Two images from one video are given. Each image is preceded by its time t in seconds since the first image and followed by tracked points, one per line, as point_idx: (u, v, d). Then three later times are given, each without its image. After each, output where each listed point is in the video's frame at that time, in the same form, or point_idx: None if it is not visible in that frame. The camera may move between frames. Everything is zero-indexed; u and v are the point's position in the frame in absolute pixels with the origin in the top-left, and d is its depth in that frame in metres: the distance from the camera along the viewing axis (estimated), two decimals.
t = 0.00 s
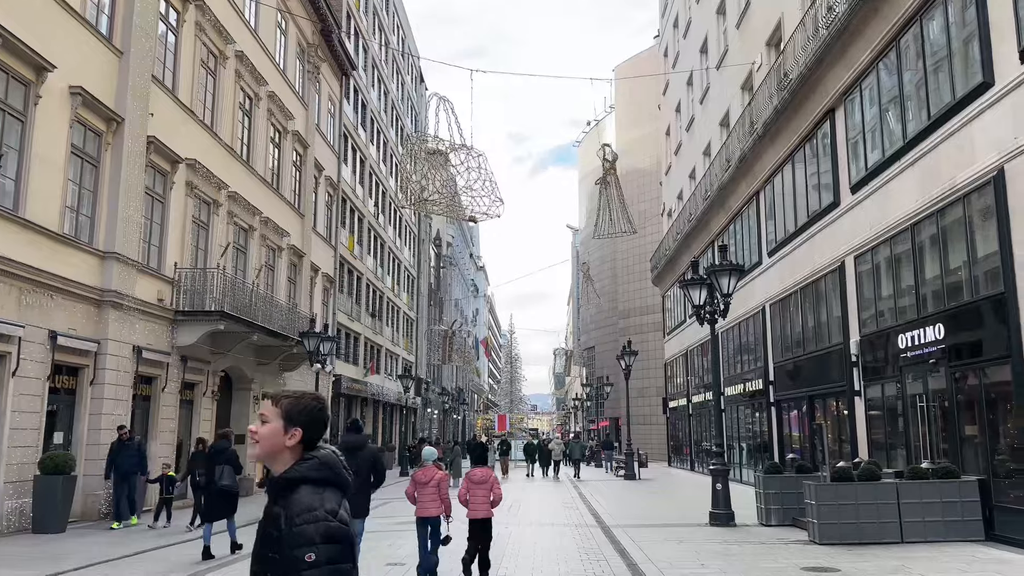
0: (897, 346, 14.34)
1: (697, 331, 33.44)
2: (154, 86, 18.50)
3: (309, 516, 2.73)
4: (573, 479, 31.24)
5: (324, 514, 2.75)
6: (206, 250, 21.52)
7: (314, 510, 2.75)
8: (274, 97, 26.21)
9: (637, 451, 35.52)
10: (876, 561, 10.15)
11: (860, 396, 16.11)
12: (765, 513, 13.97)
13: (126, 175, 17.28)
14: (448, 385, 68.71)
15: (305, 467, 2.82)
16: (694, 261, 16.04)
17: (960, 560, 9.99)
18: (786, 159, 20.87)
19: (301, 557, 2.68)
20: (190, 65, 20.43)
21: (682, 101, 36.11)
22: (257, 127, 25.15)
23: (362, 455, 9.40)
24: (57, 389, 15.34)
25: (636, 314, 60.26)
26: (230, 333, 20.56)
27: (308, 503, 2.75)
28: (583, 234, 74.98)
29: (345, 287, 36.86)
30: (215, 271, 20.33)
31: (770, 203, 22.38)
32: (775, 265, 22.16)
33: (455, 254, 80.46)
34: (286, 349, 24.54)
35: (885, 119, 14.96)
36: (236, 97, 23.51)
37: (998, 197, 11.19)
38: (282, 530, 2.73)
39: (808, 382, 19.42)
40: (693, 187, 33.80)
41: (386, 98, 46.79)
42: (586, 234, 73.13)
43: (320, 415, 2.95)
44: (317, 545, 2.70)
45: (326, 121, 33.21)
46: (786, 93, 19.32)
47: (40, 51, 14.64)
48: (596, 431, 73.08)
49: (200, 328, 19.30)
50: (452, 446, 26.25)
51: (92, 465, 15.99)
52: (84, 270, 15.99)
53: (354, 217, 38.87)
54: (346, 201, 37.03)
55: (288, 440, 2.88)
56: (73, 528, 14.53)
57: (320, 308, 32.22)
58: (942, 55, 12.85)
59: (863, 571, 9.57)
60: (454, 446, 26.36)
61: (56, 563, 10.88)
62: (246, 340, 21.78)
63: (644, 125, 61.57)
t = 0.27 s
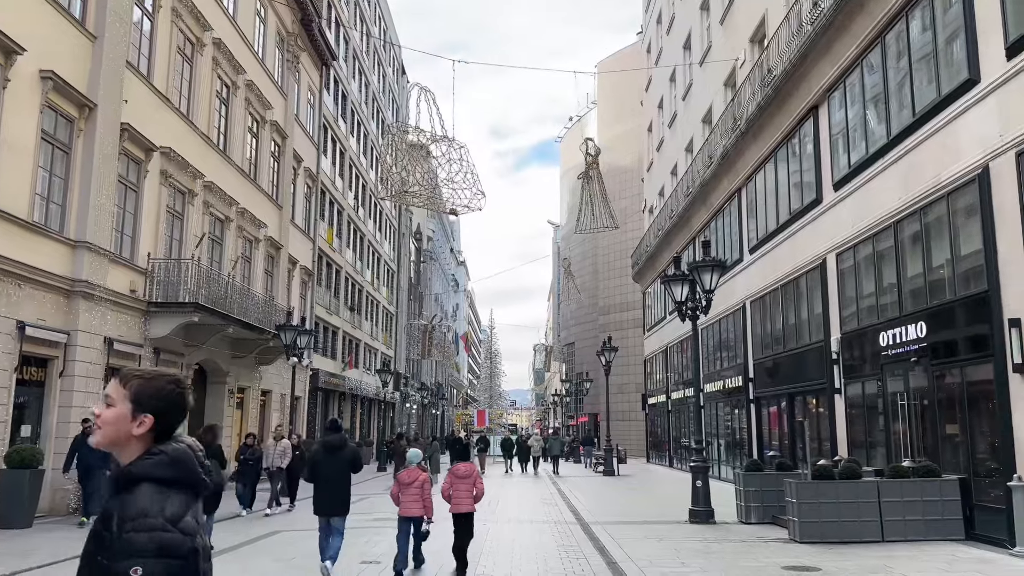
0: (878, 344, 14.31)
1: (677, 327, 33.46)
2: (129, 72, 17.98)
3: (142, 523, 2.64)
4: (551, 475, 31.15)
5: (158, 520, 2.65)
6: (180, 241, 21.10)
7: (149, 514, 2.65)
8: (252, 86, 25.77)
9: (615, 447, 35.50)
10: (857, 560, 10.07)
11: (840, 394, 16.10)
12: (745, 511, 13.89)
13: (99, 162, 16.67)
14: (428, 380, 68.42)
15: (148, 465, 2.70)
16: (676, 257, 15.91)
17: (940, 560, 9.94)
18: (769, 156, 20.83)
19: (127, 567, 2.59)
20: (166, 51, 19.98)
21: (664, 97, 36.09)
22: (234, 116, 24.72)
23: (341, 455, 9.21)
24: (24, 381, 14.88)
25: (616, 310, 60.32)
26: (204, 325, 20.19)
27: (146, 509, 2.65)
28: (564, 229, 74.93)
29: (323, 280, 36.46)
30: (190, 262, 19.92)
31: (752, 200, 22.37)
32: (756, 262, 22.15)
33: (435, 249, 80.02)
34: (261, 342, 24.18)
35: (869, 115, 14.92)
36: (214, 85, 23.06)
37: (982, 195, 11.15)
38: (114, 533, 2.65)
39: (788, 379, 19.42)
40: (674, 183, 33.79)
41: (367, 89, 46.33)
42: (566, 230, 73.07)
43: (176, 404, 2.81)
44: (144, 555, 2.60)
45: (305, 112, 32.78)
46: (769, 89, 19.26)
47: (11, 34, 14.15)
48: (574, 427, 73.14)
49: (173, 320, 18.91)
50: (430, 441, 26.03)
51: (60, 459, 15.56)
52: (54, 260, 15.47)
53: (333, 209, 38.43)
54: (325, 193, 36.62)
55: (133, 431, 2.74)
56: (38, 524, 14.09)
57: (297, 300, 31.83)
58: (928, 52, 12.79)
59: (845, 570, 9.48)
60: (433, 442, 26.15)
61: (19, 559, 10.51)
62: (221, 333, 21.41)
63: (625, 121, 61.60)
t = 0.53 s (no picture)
0: (867, 338, 14.24)
1: (663, 323, 33.39)
2: (109, 58, 17.50)
3: None
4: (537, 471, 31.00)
5: None
6: (162, 231, 20.73)
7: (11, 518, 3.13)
8: (237, 75, 25.37)
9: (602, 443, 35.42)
10: (850, 557, 9.94)
11: (828, 389, 16.04)
12: (733, 507, 13.78)
13: (79, 149, 16.21)
14: (413, 375, 68.13)
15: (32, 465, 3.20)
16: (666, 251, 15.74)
17: (932, 556, 9.84)
18: (759, 151, 20.73)
19: None
20: (148, 37, 19.57)
21: (653, 92, 35.97)
22: (218, 106, 24.33)
23: (329, 445, 9.60)
24: None
25: (603, 306, 60.28)
26: (186, 317, 19.88)
27: None
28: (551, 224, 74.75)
29: (308, 273, 36.08)
30: (172, 252, 19.54)
31: (740, 195, 22.29)
32: (744, 258, 22.07)
33: (422, 244, 79.57)
34: (245, 335, 23.86)
35: (860, 109, 14.81)
36: (197, 73, 22.65)
37: (975, 189, 11.05)
38: None
39: (776, 375, 19.35)
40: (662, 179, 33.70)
41: (354, 81, 45.92)
42: (553, 225, 72.91)
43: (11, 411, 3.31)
44: None
45: (290, 103, 32.38)
46: (759, 83, 19.14)
47: None
48: (560, 423, 73.04)
49: (153, 312, 18.58)
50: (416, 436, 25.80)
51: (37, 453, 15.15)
52: (32, 249, 15.01)
53: (318, 202, 38.02)
54: (310, 186, 36.23)
55: None
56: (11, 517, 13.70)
57: (282, 294, 31.47)
58: (921, 44, 12.70)
59: (836, 567, 9.35)
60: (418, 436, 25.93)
61: None
62: (203, 325, 21.09)
63: (613, 117, 61.51)
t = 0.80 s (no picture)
0: (863, 335, 14.10)
1: (655, 319, 33.25)
2: (94, 48, 17.11)
3: None
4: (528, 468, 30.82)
5: None
6: (148, 226, 20.40)
7: None
8: (225, 68, 25.02)
9: (593, 440, 35.27)
10: (848, 558, 9.77)
11: (823, 386, 15.89)
12: (728, 505, 13.61)
13: (63, 141, 15.85)
14: (404, 372, 67.81)
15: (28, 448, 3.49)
16: (660, 246, 15.55)
17: (930, 556, 9.69)
18: (753, 146, 20.57)
19: None
20: (134, 28, 19.21)
21: (645, 88, 35.78)
22: (206, 99, 23.99)
23: (327, 447, 9.57)
24: None
25: (595, 303, 60.14)
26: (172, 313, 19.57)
27: None
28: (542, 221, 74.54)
29: (298, 269, 35.75)
30: (158, 247, 19.21)
31: (734, 191, 22.12)
32: (738, 254, 21.94)
33: (413, 240, 79.26)
34: (233, 331, 23.55)
35: (857, 103, 14.65)
36: (184, 65, 22.30)
37: (975, 184, 10.90)
38: None
39: (770, 372, 19.21)
40: (654, 175, 33.53)
41: (344, 76, 45.55)
42: (545, 222, 72.70)
43: None
44: None
45: (280, 97, 32.04)
46: (754, 78, 18.97)
47: None
48: (552, 419, 72.96)
49: (139, 308, 18.25)
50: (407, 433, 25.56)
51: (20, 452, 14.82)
52: (14, 243, 14.64)
53: (308, 197, 37.68)
54: (300, 180, 35.89)
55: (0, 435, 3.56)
56: None
57: (271, 289, 31.15)
58: (919, 38, 12.53)
59: (835, 568, 9.19)
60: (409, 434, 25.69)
61: None
62: (190, 321, 20.78)
63: (605, 113, 61.34)
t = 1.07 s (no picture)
0: (861, 331, 13.95)
1: (649, 316, 33.10)
2: (79, 38, 16.74)
3: None
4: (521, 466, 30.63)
5: None
6: (136, 220, 20.10)
7: None
8: (215, 61, 24.72)
9: (587, 437, 35.13)
10: (847, 557, 9.60)
11: (819, 383, 15.74)
12: (724, 504, 13.45)
13: (48, 133, 15.49)
14: (397, 369, 67.65)
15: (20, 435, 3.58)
16: (656, 241, 15.37)
17: (932, 556, 9.51)
18: (749, 141, 20.40)
19: None
20: (121, 19, 18.88)
21: (640, 84, 35.59)
22: (195, 93, 23.69)
23: (324, 440, 9.62)
24: None
25: (589, 300, 60.00)
26: (161, 308, 19.29)
27: None
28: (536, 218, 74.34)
29: (289, 265, 35.46)
30: (147, 241, 18.90)
31: (730, 186, 21.94)
32: (734, 250, 21.78)
33: (406, 236, 78.97)
34: (223, 328, 23.26)
35: (856, 96, 14.46)
36: (173, 58, 22.00)
37: (975, 177, 10.73)
38: None
39: (766, 368, 19.05)
40: (649, 171, 33.36)
41: (337, 71, 45.26)
42: (538, 218, 72.49)
43: None
44: None
45: (271, 91, 31.74)
46: (750, 71, 18.78)
47: None
48: (545, 417, 72.81)
49: (126, 304, 17.96)
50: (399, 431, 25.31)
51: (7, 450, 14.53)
52: None
53: (300, 193, 37.38)
54: (292, 176, 35.59)
55: None
56: None
57: (262, 286, 30.86)
58: (919, 29, 12.36)
59: (835, 568, 9.00)
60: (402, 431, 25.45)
61: None
62: (179, 317, 20.48)
63: (599, 109, 61.17)
